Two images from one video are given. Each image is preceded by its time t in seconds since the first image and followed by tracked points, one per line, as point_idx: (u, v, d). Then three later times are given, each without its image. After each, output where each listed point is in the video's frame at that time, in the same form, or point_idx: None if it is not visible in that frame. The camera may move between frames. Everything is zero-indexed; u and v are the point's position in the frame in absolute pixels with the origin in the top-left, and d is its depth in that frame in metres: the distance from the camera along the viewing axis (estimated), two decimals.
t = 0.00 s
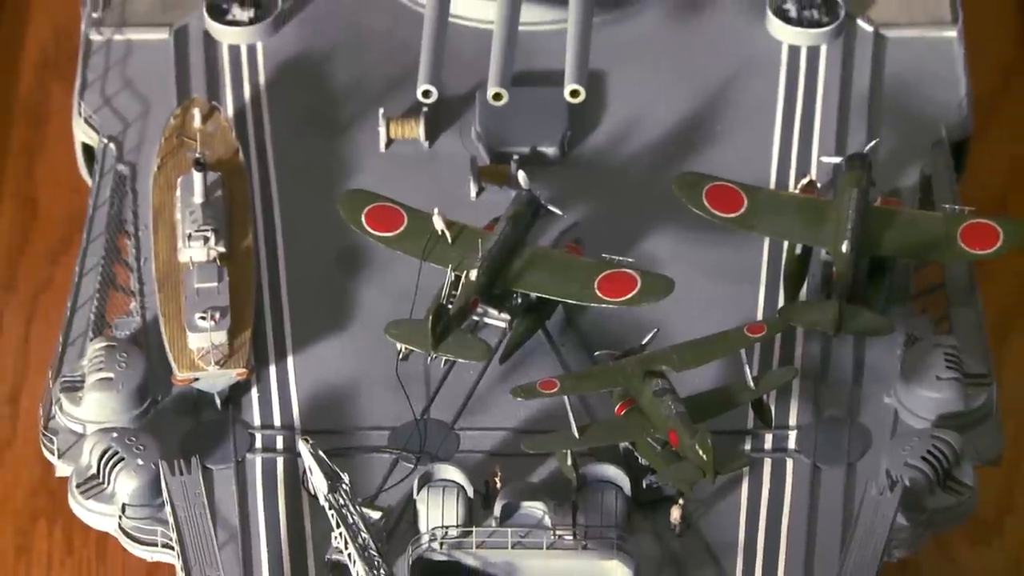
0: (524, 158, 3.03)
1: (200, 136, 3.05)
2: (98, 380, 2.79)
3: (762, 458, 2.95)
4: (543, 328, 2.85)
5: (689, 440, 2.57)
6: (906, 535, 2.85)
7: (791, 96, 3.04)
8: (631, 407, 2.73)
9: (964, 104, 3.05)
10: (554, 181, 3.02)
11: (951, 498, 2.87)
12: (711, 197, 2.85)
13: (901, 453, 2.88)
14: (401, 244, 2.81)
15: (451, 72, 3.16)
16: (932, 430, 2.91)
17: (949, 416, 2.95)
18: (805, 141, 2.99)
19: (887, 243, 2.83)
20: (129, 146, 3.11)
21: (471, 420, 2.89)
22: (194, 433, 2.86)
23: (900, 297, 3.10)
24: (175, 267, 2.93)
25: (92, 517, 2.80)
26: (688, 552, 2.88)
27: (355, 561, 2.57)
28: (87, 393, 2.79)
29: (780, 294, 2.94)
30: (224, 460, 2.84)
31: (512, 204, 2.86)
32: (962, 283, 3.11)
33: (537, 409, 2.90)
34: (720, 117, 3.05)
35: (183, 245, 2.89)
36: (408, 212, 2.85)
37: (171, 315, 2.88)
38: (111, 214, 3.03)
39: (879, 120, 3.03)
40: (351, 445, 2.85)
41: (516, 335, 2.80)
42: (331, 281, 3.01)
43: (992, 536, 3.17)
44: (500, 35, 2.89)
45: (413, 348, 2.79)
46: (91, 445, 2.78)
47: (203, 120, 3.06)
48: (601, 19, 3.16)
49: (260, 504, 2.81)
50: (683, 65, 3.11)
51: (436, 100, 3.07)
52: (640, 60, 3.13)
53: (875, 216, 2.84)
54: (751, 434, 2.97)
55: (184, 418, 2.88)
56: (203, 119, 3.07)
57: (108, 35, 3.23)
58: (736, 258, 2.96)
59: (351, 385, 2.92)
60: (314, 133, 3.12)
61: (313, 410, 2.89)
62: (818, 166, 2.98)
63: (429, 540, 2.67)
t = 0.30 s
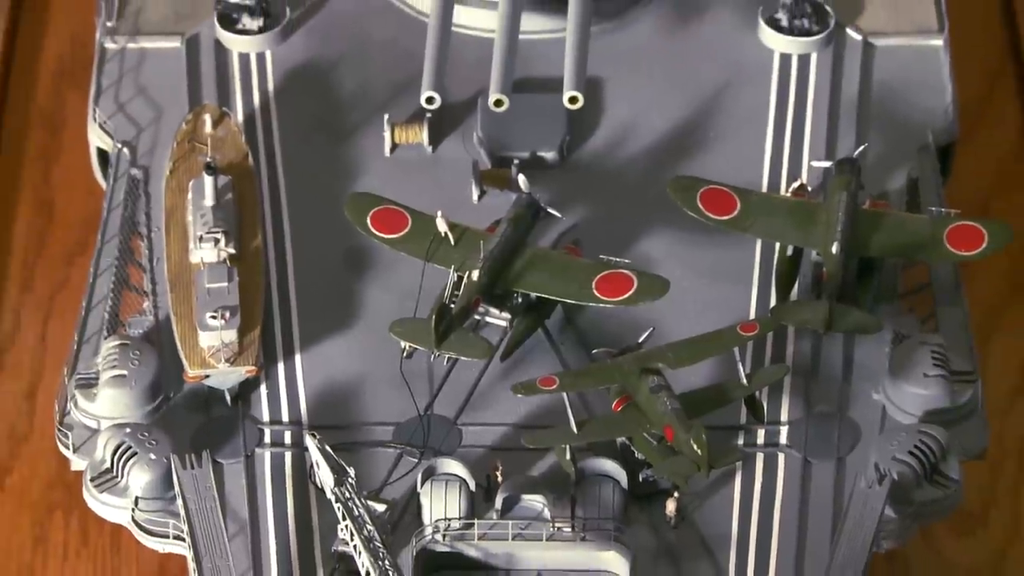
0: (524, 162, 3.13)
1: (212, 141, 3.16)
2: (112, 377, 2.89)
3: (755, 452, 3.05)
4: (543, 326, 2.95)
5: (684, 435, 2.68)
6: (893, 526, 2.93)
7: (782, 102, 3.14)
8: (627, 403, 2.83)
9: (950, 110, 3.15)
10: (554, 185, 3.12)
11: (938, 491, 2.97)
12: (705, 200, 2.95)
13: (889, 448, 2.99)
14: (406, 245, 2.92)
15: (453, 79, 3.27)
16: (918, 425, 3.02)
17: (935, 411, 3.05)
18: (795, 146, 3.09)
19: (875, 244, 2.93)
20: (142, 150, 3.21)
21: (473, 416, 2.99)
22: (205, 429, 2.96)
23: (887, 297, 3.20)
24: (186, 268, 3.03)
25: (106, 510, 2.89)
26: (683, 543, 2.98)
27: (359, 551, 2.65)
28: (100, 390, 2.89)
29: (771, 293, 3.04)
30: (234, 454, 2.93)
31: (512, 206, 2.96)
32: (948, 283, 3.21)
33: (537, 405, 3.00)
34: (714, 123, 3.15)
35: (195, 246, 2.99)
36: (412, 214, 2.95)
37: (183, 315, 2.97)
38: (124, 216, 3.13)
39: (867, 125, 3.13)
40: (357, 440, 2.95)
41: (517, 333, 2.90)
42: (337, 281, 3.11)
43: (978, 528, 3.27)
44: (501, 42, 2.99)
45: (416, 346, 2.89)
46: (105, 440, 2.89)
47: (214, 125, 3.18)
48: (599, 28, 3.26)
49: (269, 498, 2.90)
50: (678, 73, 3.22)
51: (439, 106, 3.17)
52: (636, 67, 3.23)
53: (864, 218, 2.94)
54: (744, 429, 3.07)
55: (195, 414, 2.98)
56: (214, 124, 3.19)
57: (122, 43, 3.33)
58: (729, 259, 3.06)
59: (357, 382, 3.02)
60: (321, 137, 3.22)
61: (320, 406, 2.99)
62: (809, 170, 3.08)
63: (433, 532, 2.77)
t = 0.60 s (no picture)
0: (524, 167, 3.24)
1: (222, 146, 3.27)
2: (125, 374, 3.00)
3: (747, 447, 3.15)
4: (542, 324, 3.06)
5: (678, 430, 2.79)
6: (881, 519, 3.04)
7: (773, 109, 3.25)
8: (624, 400, 2.94)
9: (935, 117, 3.26)
10: (552, 189, 3.23)
11: (924, 484, 3.07)
12: (699, 203, 3.05)
13: (877, 443, 3.08)
14: (410, 247, 3.03)
15: (455, 86, 3.38)
16: (904, 421, 3.13)
17: (921, 408, 3.16)
18: (786, 151, 3.20)
19: (864, 246, 3.04)
20: (155, 155, 3.32)
21: (474, 411, 3.10)
22: (215, 424, 3.06)
23: (875, 297, 3.31)
24: (198, 269, 3.14)
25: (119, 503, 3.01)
26: (678, 535, 3.07)
27: (364, 541, 2.75)
28: (115, 386, 3.00)
29: (763, 293, 3.14)
30: (244, 448, 3.04)
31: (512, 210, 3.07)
32: (933, 283, 3.32)
33: (536, 401, 3.11)
34: (707, 129, 3.26)
35: (206, 248, 3.10)
36: (416, 217, 3.06)
37: (194, 314, 3.08)
38: (137, 219, 3.24)
39: (856, 131, 3.24)
40: (362, 435, 3.05)
41: (517, 332, 3.00)
42: (343, 282, 3.22)
43: (963, 521, 3.37)
44: (501, 50, 3.09)
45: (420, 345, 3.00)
46: (119, 435, 2.99)
47: (224, 131, 3.29)
48: (596, 37, 3.37)
49: (277, 490, 3.00)
50: (673, 80, 3.33)
51: (442, 113, 3.28)
52: (632, 75, 3.34)
53: (852, 221, 3.04)
54: (736, 424, 3.17)
55: (206, 410, 3.08)
56: (224, 130, 3.30)
57: (135, 52, 3.45)
58: (722, 261, 3.17)
59: (362, 379, 3.13)
60: (327, 143, 3.33)
61: (326, 402, 3.10)
62: (799, 174, 3.19)
63: (435, 524, 2.87)
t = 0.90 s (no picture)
0: (524, 171, 3.35)
1: (231, 151, 3.38)
2: (138, 371, 3.10)
3: (739, 441, 3.26)
4: (541, 323, 3.17)
5: (672, 426, 2.89)
6: (869, 511, 3.15)
7: (765, 115, 3.36)
8: (620, 396, 3.04)
9: (921, 123, 3.37)
10: (551, 192, 3.34)
11: (910, 478, 3.19)
12: (693, 206, 3.16)
13: (866, 438, 3.21)
14: (413, 248, 3.14)
15: (457, 93, 3.49)
16: (891, 417, 3.24)
17: (907, 404, 3.27)
18: (777, 156, 3.31)
19: (852, 247, 3.15)
20: (167, 160, 3.44)
21: (476, 407, 3.21)
22: (225, 420, 3.17)
23: (863, 297, 3.43)
24: (207, 270, 3.26)
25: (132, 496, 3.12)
26: (673, 527, 3.18)
27: (369, 533, 2.87)
28: (128, 383, 3.11)
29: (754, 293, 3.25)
30: (252, 443, 3.14)
31: (513, 212, 3.18)
32: (919, 284, 3.44)
33: (535, 398, 3.22)
34: (701, 134, 3.37)
35: (216, 249, 3.21)
36: (419, 219, 3.17)
37: (204, 313, 3.19)
38: (150, 222, 3.37)
39: (844, 136, 3.35)
40: (367, 431, 3.16)
41: (516, 331, 3.12)
42: (349, 282, 3.33)
43: (950, 513, 3.48)
44: (501, 59, 3.19)
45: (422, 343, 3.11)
46: (131, 430, 3.11)
47: (234, 136, 3.40)
48: (593, 46, 3.48)
49: (284, 483, 3.11)
50: (667, 87, 3.44)
51: (444, 119, 3.40)
52: (628, 82, 3.45)
53: (840, 224, 3.15)
54: (729, 420, 3.28)
55: (216, 406, 3.19)
56: (233, 135, 3.41)
57: (148, 60, 3.56)
58: (715, 262, 3.28)
59: (367, 375, 3.24)
60: (333, 148, 3.44)
61: (332, 399, 3.21)
62: (789, 178, 3.30)
63: (438, 516, 2.99)
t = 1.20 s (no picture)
0: (523, 175, 3.47)
1: (241, 155, 3.50)
2: (150, 368, 3.22)
3: (731, 436, 3.36)
4: (540, 322, 3.28)
5: (668, 421, 3.01)
6: (857, 504, 3.26)
7: (756, 121, 3.48)
8: (617, 392, 3.15)
9: (908, 128, 3.48)
10: (550, 196, 3.45)
11: (899, 472, 3.28)
12: (687, 209, 3.27)
13: (854, 433, 3.32)
14: (416, 250, 3.25)
15: (459, 99, 3.60)
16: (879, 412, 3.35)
17: (894, 400, 3.37)
18: (768, 161, 3.43)
19: (841, 248, 3.25)
20: (178, 164, 3.55)
21: (477, 403, 3.32)
22: (234, 415, 3.28)
23: (852, 297, 3.54)
24: (217, 271, 3.36)
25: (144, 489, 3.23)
26: (667, 519, 3.28)
27: (374, 526, 2.97)
28: (140, 380, 3.22)
29: (746, 293, 3.37)
30: (261, 438, 3.26)
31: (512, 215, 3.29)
32: (906, 283, 3.55)
33: (534, 394, 3.34)
34: (694, 140, 3.48)
35: (227, 251, 3.32)
36: (422, 222, 3.28)
37: (214, 313, 3.31)
38: (162, 224, 3.47)
39: (833, 142, 3.46)
40: (371, 426, 3.27)
41: (516, 329, 3.23)
42: (354, 283, 3.45)
43: (936, 505, 3.59)
44: (501, 66, 3.29)
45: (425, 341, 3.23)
46: (143, 426, 3.22)
47: (243, 141, 3.52)
48: (590, 54, 3.59)
49: (292, 477, 3.22)
50: (662, 94, 3.55)
51: (446, 124, 3.51)
52: (625, 89, 3.56)
53: (830, 226, 3.26)
54: (722, 416, 3.39)
55: (225, 402, 3.30)
56: (243, 140, 3.52)
57: (160, 67, 3.67)
58: (708, 263, 3.39)
59: (372, 372, 3.35)
60: (339, 153, 3.56)
61: (338, 395, 3.32)
62: (780, 182, 3.41)
63: (440, 509, 3.11)
